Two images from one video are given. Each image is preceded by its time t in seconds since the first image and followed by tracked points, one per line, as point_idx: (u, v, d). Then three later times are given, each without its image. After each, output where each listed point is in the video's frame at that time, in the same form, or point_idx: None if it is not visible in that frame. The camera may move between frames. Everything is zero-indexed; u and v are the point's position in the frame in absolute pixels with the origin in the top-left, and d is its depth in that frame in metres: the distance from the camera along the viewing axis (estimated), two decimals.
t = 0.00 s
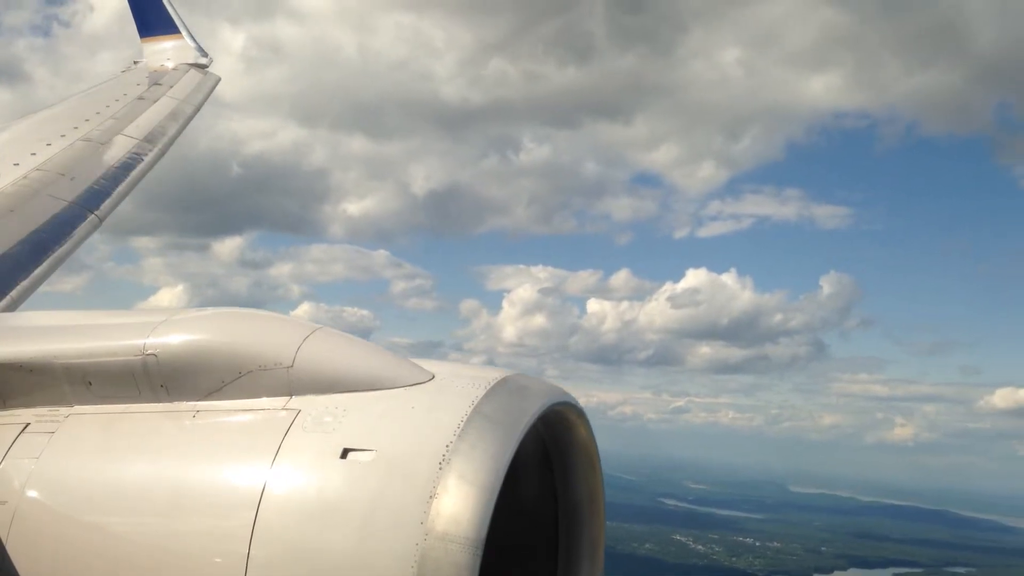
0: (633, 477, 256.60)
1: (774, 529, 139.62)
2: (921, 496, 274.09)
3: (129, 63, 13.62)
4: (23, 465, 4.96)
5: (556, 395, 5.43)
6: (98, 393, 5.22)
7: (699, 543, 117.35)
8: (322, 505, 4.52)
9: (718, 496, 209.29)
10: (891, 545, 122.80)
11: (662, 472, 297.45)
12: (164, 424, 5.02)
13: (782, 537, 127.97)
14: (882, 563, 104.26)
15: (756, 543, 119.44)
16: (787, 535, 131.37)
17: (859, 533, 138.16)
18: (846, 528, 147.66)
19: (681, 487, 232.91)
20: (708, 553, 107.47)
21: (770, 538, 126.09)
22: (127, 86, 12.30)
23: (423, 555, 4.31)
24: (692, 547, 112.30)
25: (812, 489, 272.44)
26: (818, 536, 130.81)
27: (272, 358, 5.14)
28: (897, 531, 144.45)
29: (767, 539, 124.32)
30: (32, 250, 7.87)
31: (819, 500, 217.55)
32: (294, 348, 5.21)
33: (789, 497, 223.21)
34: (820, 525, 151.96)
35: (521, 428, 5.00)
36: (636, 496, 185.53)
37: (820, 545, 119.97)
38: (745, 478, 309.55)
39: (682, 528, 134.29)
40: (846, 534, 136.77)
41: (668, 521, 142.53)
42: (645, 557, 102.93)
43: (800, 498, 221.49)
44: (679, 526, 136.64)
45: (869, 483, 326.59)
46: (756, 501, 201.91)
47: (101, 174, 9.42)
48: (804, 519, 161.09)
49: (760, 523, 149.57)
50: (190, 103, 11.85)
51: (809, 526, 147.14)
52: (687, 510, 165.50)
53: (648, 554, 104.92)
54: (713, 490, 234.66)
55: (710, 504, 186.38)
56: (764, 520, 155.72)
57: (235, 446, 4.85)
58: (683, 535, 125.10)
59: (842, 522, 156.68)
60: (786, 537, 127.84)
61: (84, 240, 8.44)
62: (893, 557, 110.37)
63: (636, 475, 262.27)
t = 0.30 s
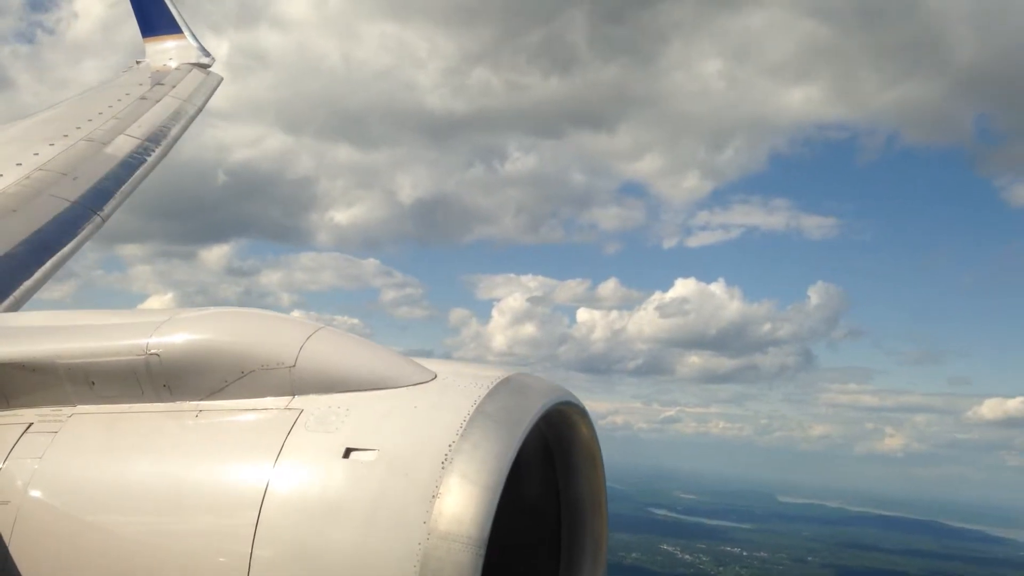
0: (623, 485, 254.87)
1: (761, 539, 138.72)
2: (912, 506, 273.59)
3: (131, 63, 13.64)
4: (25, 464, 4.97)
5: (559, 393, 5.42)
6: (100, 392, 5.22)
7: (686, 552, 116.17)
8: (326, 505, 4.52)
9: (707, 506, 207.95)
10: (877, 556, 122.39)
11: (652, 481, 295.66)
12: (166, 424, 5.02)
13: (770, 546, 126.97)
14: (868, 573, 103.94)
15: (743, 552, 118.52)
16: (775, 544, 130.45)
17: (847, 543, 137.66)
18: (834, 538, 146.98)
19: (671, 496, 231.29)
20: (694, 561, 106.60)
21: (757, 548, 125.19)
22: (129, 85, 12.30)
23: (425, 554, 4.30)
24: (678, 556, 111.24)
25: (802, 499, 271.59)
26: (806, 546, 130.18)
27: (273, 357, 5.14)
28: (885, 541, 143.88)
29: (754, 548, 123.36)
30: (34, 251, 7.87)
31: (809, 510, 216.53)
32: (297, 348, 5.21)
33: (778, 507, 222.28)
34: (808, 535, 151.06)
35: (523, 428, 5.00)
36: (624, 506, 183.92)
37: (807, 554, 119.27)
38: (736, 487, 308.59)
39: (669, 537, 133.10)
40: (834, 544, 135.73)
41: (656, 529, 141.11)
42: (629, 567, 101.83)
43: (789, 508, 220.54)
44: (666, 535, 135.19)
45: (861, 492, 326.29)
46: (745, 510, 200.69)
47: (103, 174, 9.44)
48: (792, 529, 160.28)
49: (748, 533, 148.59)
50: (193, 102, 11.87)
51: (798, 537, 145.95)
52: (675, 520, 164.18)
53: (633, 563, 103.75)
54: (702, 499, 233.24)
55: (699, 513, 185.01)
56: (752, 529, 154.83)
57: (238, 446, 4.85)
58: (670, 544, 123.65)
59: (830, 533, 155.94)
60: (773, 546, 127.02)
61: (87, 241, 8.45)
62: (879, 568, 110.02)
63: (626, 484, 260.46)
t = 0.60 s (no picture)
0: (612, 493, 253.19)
1: (746, 548, 137.99)
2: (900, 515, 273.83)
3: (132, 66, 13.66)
4: (26, 465, 4.97)
5: (559, 395, 5.43)
6: (100, 394, 5.22)
7: (670, 560, 115.17)
8: (326, 506, 4.52)
9: (694, 515, 206.69)
10: (860, 566, 122.08)
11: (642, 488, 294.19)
12: (166, 425, 5.02)
13: (754, 555, 126.10)
14: None
15: (726, 561, 117.79)
16: (759, 553, 129.65)
17: (832, 553, 137.24)
18: (819, 547, 146.46)
19: (659, 505, 229.80)
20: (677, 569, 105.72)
21: (741, 557, 124.43)
22: (129, 88, 12.31)
23: (425, 555, 4.31)
24: (662, 565, 110.34)
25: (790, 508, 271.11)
26: (789, 556, 129.61)
27: (273, 359, 5.14)
28: (869, 551, 143.40)
29: (738, 557, 122.55)
30: (34, 251, 7.87)
31: (796, 519, 215.82)
32: (296, 350, 5.21)
33: (766, 516, 221.41)
34: (793, 545, 150.38)
35: (523, 429, 5.01)
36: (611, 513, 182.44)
37: (790, 564, 118.72)
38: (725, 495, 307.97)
39: (653, 545, 131.91)
40: (819, 554, 135.20)
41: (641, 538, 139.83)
42: None
43: (776, 517, 219.62)
44: (650, 543, 133.78)
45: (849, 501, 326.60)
46: (732, 519, 199.59)
47: (103, 176, 9.44)
48: (777, 538, 159.61)
49: (733, 542, 147.73)
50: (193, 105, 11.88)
51: (783, 546, 145.35)
52: (661, 528, 162.98)
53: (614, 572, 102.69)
54: (690, 508, 231.91)
55: (685, 522, 183.78)
56: (737, 538, 154.06)
57: (238, 447, 4.84)
58: (654, 552, 122.48)
59: (815, 542, 155.30)
60: (757, 556, 126.29)
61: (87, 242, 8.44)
62: None
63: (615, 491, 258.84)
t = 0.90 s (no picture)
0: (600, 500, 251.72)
1: (729, 558, 137.46)
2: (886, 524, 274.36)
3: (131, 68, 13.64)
4: (25, 468, 4.96)
5: (558, 398, 5.43)
6: (99, 397, 5.23)
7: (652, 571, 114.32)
8: (326, 508, 4.51)
9: (680, 524, 205.76)
10: None
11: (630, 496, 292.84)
12: (166, 427, 5.02)
13: (737, 566, 125.41)
14: None
15: (707, 571, 117.22)
16: (742, 563, 129.11)
17: (815, 563, 137.01)
18: (803, 557, 146.18)
19: (646, 514, 228.62)
20: None
21: (724, 567, 123.83)
22: (128, 90, 12.28)
23: (425, 558, 4.31)
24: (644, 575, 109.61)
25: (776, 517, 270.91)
26: (772, 565, 129.20)
27: (273, 361, 5.14)
28: (852, 561, 143.26)
29: (720, 567, 121.92)
30: (33, 253, 7.86)
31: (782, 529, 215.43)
32: (296, 352, 5.21)
33: (752, 525, 220.80)
34: (777, 554, 149.97)
35: (524, 431, 5.02)
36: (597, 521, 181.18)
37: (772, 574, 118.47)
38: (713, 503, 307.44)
39: (637, 555, 130.97)
40: (801, 564, 135.00)
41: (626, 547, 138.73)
42: None
43: (763, 526, 219.04)
44: (633, 553, 132.66)
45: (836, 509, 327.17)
46: (718, 529, 198.84)
47: (101, 178, 9.43)
48: (761, 548, 159.15)
49: (717, 551, 147.12)
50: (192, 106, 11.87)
51: (766, 556, 145.02)
52: (646, 537, 162.02)
53: None
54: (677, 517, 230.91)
55: (670, 532, 182.85)
56: (721, 548, 153.50)
57: (238, 448, 4.85)
58: (637, 562, 121.55)
59: (799, 552, 154.91)
60: (739, 566, 125.78)
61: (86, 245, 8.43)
62: None
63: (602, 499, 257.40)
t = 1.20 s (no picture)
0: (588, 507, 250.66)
1: (713, 566, 137.08)
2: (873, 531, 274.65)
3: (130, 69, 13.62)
4: (25, 469, 4.96)
5: (558, 399, 5.43)
6: (99, 398, 5.23)
7: None
8: (326, 509, 4.52)
9: (667, 532, 205.11)
10: None
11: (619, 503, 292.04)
12: (166, 429, 5.01)
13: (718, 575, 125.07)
14: None
15: None
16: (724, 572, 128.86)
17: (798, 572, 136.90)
18: (788, 565, 145.98)
19: (633, 522, 227.84)
20: None
21: None
22: (127, 91, 12.27)
23: (424, 559, 4.31)
24: None
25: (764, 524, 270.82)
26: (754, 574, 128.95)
27: (273, 363, 5.14)
28: (834, 570, 143.17)
29: None
30: (33, 254, 7.85)
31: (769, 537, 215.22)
32: (295, 353, 5.21)
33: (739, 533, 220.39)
34: (762, 562, 149.72)
35: (523, 432, 5.02)
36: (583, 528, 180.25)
37: None
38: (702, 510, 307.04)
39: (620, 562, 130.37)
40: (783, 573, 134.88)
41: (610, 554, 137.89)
42: None
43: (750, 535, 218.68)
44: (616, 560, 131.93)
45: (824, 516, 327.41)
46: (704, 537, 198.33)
47: (99, 179, 9.43)
48: (747, 557, 158.81)
49: (702, 560, 146.68)
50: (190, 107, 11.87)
51: (749, 564, 144.79)
52: (632, 545, 161.33)
53: None
54: (665, 525, 230.25)
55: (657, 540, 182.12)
56: (706, 557, 153.13)
57: (238, 450, 4.85)
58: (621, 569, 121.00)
59: (783, 561, 154.64)
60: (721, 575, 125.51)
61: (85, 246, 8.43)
62: None
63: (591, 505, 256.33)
